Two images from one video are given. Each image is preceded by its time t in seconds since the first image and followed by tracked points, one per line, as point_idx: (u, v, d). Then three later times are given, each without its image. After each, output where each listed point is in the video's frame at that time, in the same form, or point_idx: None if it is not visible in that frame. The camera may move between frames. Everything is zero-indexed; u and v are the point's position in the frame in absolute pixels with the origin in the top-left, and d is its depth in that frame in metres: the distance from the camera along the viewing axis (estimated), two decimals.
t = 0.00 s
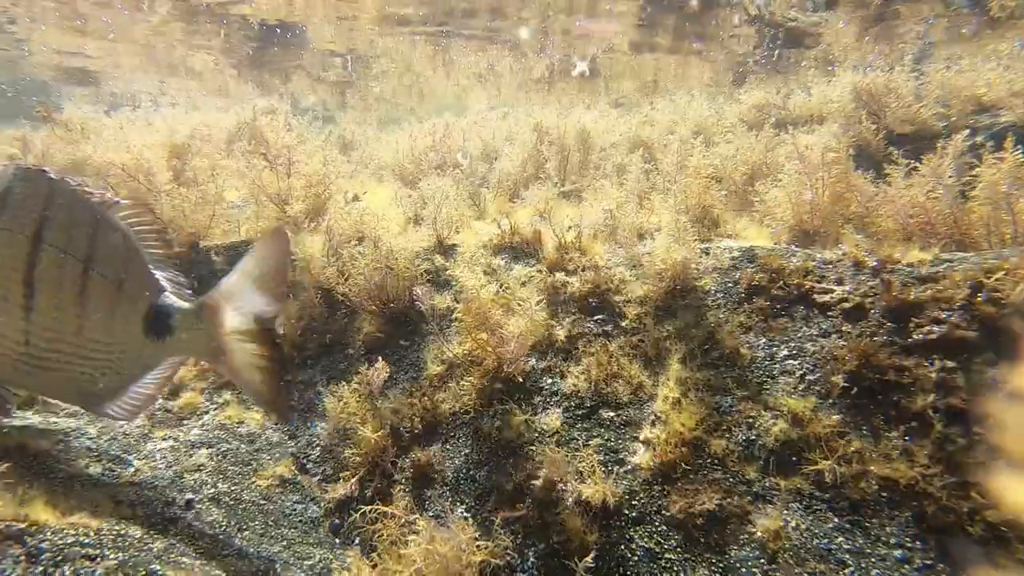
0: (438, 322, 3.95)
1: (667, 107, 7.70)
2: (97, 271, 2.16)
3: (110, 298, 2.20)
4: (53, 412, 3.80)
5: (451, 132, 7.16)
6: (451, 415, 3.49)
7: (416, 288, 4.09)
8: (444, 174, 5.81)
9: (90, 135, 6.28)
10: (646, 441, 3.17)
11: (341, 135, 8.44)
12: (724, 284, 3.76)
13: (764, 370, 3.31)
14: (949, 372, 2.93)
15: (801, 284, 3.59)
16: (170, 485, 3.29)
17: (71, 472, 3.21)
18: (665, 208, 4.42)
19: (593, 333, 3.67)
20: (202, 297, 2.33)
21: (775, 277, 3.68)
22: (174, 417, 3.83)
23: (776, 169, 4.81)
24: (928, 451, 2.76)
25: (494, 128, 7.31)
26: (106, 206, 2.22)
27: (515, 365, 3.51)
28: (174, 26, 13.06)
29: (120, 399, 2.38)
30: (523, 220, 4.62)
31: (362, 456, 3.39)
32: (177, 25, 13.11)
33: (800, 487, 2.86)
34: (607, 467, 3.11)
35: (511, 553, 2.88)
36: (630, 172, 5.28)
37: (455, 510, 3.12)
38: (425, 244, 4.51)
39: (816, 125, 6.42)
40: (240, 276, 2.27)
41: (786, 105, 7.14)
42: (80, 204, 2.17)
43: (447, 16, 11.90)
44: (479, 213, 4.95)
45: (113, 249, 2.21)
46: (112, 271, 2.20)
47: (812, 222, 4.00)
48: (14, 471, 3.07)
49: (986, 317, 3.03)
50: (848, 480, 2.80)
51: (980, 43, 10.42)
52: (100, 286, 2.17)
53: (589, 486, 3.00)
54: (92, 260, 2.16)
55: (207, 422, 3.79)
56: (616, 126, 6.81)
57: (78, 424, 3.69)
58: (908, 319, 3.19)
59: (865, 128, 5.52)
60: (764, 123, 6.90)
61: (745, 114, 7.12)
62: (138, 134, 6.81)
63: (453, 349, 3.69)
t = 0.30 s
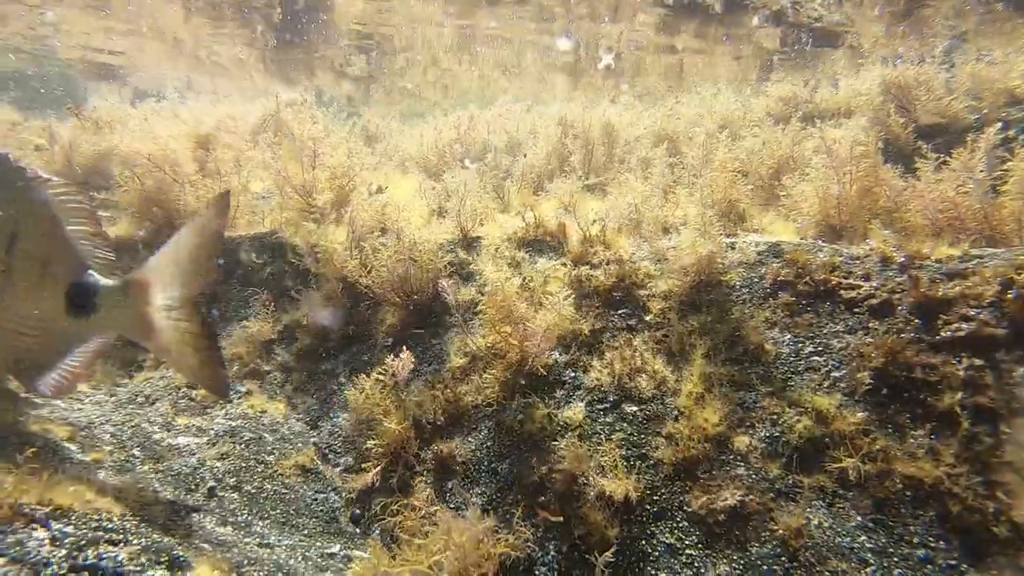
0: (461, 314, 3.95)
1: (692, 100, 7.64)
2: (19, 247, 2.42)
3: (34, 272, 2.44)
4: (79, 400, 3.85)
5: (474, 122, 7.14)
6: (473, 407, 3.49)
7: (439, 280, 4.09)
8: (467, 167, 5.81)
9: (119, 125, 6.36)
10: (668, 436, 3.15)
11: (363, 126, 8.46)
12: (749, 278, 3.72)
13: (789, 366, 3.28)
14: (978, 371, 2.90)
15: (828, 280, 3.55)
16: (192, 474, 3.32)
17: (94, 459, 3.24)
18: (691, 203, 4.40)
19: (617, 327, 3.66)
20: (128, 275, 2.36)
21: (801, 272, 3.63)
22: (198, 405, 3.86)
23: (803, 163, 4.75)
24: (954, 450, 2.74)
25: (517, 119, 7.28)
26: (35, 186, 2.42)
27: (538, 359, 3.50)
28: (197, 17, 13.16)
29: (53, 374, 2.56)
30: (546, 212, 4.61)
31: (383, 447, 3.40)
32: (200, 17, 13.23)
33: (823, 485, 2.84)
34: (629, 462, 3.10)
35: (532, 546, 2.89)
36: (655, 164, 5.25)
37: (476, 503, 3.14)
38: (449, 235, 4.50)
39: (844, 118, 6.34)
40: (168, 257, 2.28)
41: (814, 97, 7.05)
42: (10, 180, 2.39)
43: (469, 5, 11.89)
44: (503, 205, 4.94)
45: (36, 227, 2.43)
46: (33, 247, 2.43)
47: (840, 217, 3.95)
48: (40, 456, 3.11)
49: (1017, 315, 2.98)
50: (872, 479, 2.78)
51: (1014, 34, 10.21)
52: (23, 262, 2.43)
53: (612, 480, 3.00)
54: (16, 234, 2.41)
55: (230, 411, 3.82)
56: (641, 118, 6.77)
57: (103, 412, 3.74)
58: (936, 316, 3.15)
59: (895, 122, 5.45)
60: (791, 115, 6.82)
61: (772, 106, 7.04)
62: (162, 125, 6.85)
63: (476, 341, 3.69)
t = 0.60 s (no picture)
0: (479, 306, 3.96)
1: (713, 95, 7.62)
2: None
3: None
4: (98, 385, 3.88)
5: (494, 114, 7.15)
6: (491, 400, 3.49)
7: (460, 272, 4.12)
8: (487, 161, 5.84)
9: (146, 114, 6.46)
10: (685, 432, 3.14)
11: (384, 118, 8.50)
12: (770, 276, 3.70)
13: (809, 365, 3.25)
14: (1000, 374, 2.86)
15: (849, 279, 3.52)
16: (210, 460, 3.35)
17: (113, 444, 3.26)
18: (712, 200, 4.40)
19: (635, 323, 3.65)
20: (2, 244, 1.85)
21: (822, 270, 3.61)
22: (216, 392, 3.89)
23: (825, 160, 4.74)
24: (973, 454, 2.71)
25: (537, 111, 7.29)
26: None
27: (556, 353, 3.50)
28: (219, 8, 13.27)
29: None
30: (566, 206, 4.62)
31: (399, 438, 3.42)
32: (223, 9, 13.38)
33: (840, 486, 2.82)
34: (645, 457, 3.09)
35: (546, 540, 2.90)
36: (676, 160, 5.25)
37: (490, 496, 3.14)
38: (468, 228, 4.52)
39: (868, 116, 6.31)
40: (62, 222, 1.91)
41: (838, 93, 7.00)
42: None
43: None
44: (523, 198, 4.96)
45: None
46: None
47: (862, 216, 3.93)
48: (59, 439, 3.13)
49: None
50: (891, 481, 2.75)
51: None
52: None
53: (628, 476, 2.99)
54: None
55: (247, 400, 3.84)
56: (662, 113, 6.75)
57: (122, 397, 3.76)
58: (958, 318, 3.11)
59: (920, 120, 5.40)
60: (814, 112, 6.80)
61: (795, 102, 7.01)
62: (186, 113, 6.91)
63: (493, 334, 3.70)
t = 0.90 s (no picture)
0: (497, 305, 3.98)
1: (734, 96, 7.61)
2: None
3: None
4: (116, 377, 3.91)
5: (513, 113, 7.21)
6: (506, 398, 3.49)
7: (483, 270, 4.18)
8: (506, 160, 5.89)
9: (170, 112, 6.59)
10: (702, 435, 3.11)
11: (403, 116, 8.58)
12: (789, 279, 3.69)
13: (827, 369, 3.22)
14: None
15: (869, 283, 3.49)
16: (225, 455, 3.36)
17: (131, 438, 3.28)
18: (730, 201, 4.41)
19: (653, 324, 3.64)
20: None
21: (842, 273, 3.58)
22: (233, 387, 3.92)
23: (846, 162, 4.75)
24: (995, 462, 2.63)
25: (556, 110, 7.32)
26: None
27: (573, 353, 3.50)
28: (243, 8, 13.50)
29: None
30: (584, 206, 4.66)
31: (413, 435, 3.42)
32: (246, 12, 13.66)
33: (858, 491, 2.77)
34: (661, 459, 3.06)
35: (560, 540, 2.88)
36: (694, 161, 5.28)
37: (504, 495, 3.13)
38: (486, 226, 4.56)
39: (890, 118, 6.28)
40: None
41: (860, 96, 6.98)
42: None
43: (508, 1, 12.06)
44: (541, 197, 5.01)
45: None
46: None
47: (883, 219, 3.91)
48: (77, 432, 3.15)
49: None
50: (910, 488, 2.70)
51: None
52: None
53: (643, 477, 2.96)
54: None
55: (264, 395, 3.86)
56: (681, 113, 6.74)
57: (141, 391, 3.80)
58: (981, 323, 3.04)
59: (942, 123, 5.35)
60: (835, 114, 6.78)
61: (816, 105, 7.01)
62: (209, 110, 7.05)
63: (510, 333, 3.70)
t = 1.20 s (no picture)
0: (507, 303, 3.98)
1: (745, 94, 7.62)
2: None
3: None
4: (125, 370, 3.93)
5: (524, 110, 7.24)
6: (515, 395, 3.50)
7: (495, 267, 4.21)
8: (517, 158, 5.92)
9: (182, 107, 6.64)
10: (710, 434, 3.11)
11: (414, 114, 8.61)
12: (799, 279, 3.68)
13: (836, 370, 3.21)
14: None
15: (879, 283, 3.48)
16: (233, 449, 3.37)
17: (140, 431, 3.30)
18: (741, 200, 4.42)
19: (662, 322, 3.64)
20: None
21: (852, 274, 3.57)
22: (242, 381, 3.94)
23: (857, 162, 4.76)
24: (1003, 467, 2.62)
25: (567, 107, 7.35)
26: None
27: (582, 351, 3.51)
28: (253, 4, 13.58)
29: None
30: (595, 204, 4.68)
31: (421, 431, 3.43)
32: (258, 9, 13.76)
33: (865, 494, 2.76)
34: (668, 458, 3.06)
35: (567, 538, 2.89)
36: (705, 160, 5.29)
37: (511, 492, 3.13)
38: (497, 223, 4.58)
39: (902, 118, 6.29)
40: None
41: (871, 95, 6.99)
42: None
43: None
44: (552, 195, 5.04)
45: None
46: None
47: (894, 220, 3.90)
48: (86, 424, 3.16)
49: None
50: (918, 491, 2.68)
51: None
52: None
53: (650, 476, 2.96)
54: None
55: (273, 390, 3.88)
56: (692, 112, 6.75)
57: (150, 385, 3.81)
58: (991, 326, 3.02)
59: (954, 124, 5.33)
60: (846, 113, 6.79)
61: (827, 105, 7.01)
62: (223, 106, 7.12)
63: (520, 331, 3.71)
